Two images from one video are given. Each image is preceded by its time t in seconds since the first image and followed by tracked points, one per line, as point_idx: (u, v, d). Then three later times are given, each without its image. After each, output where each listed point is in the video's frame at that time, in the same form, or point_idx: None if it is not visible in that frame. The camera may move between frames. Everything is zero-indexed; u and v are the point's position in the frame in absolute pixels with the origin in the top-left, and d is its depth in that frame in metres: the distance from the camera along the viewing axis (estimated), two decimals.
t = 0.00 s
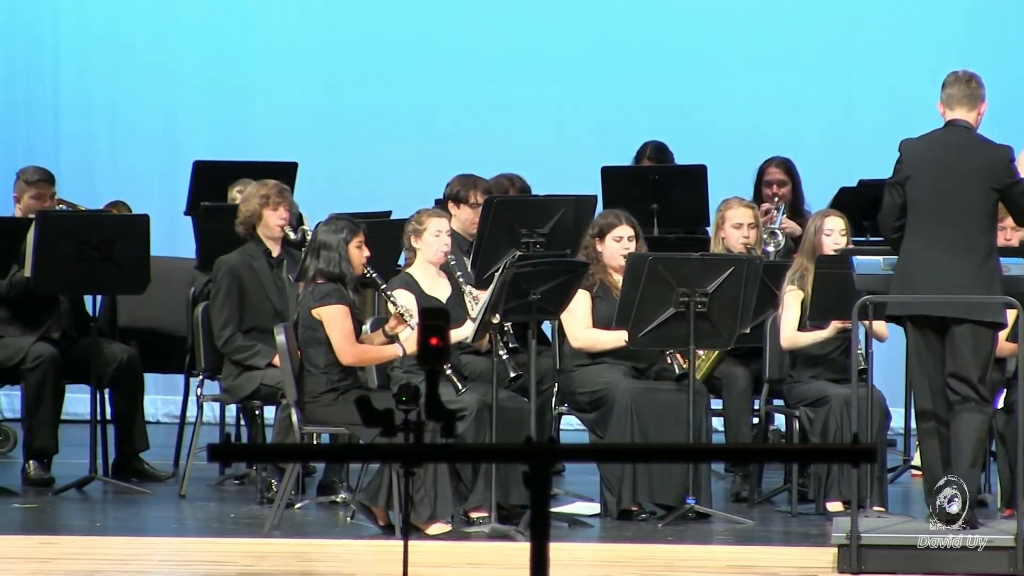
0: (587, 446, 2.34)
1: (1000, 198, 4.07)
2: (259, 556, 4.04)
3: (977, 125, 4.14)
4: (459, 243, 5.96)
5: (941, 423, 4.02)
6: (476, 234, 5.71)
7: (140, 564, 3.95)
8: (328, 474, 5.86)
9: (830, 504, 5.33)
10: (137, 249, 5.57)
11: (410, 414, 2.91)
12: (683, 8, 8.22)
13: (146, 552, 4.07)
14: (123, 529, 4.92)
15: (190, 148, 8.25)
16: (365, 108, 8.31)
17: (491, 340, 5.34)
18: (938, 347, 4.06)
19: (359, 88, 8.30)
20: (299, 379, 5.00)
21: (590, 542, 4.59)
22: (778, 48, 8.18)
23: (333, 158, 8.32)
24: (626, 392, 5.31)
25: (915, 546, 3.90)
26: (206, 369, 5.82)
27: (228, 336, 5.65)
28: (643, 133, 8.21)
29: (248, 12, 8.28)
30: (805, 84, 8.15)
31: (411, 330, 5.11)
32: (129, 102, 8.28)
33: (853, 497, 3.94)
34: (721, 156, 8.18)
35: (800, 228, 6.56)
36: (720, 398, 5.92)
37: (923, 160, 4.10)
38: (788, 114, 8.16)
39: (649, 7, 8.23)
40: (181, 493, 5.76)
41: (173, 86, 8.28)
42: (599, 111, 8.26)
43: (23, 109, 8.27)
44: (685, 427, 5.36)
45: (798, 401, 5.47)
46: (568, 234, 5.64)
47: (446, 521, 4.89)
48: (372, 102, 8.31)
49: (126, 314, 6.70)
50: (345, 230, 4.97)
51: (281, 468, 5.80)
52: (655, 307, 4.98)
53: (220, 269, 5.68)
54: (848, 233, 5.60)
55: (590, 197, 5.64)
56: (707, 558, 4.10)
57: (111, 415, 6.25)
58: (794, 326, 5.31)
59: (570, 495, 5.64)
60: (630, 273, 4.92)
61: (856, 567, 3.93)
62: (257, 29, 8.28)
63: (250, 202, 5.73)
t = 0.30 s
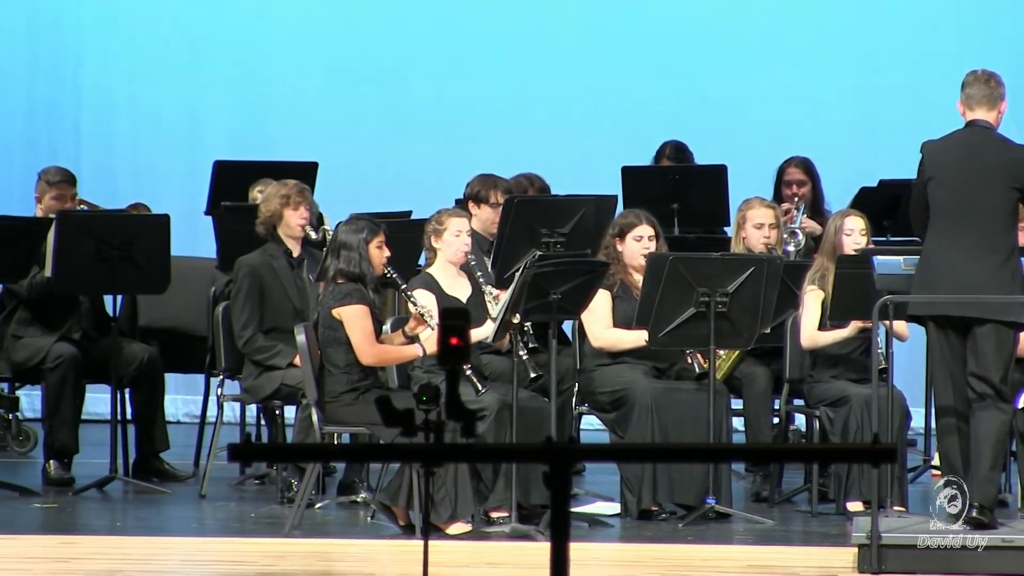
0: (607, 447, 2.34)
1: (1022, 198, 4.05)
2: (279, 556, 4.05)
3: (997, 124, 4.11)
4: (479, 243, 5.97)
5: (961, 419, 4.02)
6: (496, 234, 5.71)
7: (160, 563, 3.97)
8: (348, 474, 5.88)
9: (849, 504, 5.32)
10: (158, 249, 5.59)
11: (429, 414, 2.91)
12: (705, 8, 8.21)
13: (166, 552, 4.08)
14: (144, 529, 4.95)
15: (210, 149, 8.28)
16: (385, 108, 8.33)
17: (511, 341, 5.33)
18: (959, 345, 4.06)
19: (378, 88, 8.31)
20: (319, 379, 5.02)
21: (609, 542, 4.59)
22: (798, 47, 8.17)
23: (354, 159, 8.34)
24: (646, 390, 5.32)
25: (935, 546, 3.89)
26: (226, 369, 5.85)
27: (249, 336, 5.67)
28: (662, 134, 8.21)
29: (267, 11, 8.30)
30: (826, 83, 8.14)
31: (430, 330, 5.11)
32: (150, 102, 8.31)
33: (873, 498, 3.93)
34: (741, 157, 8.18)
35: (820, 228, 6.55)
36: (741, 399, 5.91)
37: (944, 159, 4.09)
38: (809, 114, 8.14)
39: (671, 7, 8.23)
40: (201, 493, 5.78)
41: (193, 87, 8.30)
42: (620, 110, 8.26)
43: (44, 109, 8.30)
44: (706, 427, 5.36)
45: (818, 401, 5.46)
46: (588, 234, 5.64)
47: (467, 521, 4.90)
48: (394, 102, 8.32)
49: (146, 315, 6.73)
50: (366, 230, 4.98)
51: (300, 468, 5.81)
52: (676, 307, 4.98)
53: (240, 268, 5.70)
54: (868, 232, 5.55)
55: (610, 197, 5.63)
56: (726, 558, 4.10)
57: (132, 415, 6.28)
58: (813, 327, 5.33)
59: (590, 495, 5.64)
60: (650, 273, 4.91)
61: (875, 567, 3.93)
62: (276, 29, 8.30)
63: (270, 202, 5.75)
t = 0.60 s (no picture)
0: (626, 446, 2.34)
1: None
2: (298, 556, 4.06)
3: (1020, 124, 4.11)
4: (498, 243, 5.98)
5: (980, 419, 4.03)
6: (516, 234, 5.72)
7: (179, 563, 3.98)
8: (367, 473, 5.89)
9: (869, 504, 5.31)
10: (177, 249, 5.62)
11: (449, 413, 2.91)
12: (725, 7, 8.21)
13: (185, 552, 4.10)
14: (163, 529, 4.97)
15: (229, 149, 8.31)
16: (402, 108, 8.34)
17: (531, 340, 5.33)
18: (978, 346, 4.05)
19: (394, 88, 8.33)
20: (338, 379, 5.04)
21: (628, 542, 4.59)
22: (810, 47, 8.16)
23: (373, 159, 8.36)
24: (664, 390, 5.32)
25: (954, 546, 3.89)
26: (246, 368, 5.87)
27: (268, 335, 5.69)
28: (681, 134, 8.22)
29: (283, 12, 8.32)
30: (846, 83, 8.13)
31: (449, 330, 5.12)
32: (169, 102, 8.34)
33: (892, 497, 3.92)
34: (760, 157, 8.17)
35: (839, 227, 6.54)
36: (760, 399, 5.91)
37: (965, 159, 4.08)
38: (829, 114, 8.14)
39: (691, 7, 8.23)
40: (220, 493, 5.80)
41: (211, 87, 8.33)
42: (637, 110, 8.26)
43: (63, 110, 8.33)
44: (725, 427, 5.36)
45: (837, 401, 5.45)
46: (607, 234, 5.64)
47: (486, 521, 4.91)
48: (413, 102, 8.34)
49: (165, 314, 6.75)
50: (384, 229, 5.00)
51: (320, 467, 5.83)
52: (695, 307, 4.98)
53: (260, 268, 5.72)
54: (887, 232, 5.57)
55: (629, 197, 5.64)
56: (744, 557, 4.10)
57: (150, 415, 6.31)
58: (834, 327, 5.30)
59: (609, 495, 5.64)
60: (669, 273, 4.91)
61: (894, 567, 3.91)
62: (292, 29, 8.32)
63: (290, 202, 5.77)
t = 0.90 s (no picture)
0: (645, 446, 2.34)
1: None
2: (317, 556, 4.07)
3: None
4: (516, 242, 5.99)
5: (998, 418, 4.02)
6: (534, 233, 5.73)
7: (198, 563, 3.99)
8: (385, 473, 5.91)
9: (887, 504, 5.31)
10: (195, 249, 5.65)
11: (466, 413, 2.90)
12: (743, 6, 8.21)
13: (203, 552, 4.11)
14: (181, 529, 4.99)
15: (247, 149, 8.34)
16: (417, 108, 8.36)
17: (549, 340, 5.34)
18: (997, 346, 4.04)
19: (409, 88, 8.35)
20: (356, 379, 5.05)
21: (647, 542, 4.59)
22: (817, 47, 8.17)
23: (392, 159, 8.38)
24: (682, 390, 5.32)
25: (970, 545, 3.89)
26: (264, 368, 5.88)
27: (285, 335, 5.70)
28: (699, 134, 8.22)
29: (296, 13, 8.35)
30: (865, 82, 8.12)
31: (468, 329, 5.13)
32: (187, 102, 8.36)
33: (910, 497, 3.93)
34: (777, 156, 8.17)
35: (857, 228, 6.53)
36: (777, 399, 5.90)
37: (982, 158, 4.06)
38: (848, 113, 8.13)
39: (709, 6, 8.23)
40: (239, 493, 5.82)
41: (227, 88, 8.36)
42: (653, 109, 8.26)
43: (81, 111, 8.37)
44: (742, 427, 5.36)
45: (855, 401, 5.45)
46: (625, 234, 5.65)
47: (504, 521, 4.92)
48: (431, 102, 8.36)
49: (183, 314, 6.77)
50: (403, 229, 5.02)
51: (338, 468, 5.85)
52: (713, 306, 4.98)
53: (278, 268, 5.74)
54: (906, 232, 5.53)
55: (647, 197, 5.64)
56: (762, 556, 4.08)
57: (169, 415, 6.33)
58: (852, 328, 5.31)
59: (627, 495, 5.64)
60: (687, 273, 4.91)
61: (913, 567, 3.92)
62: (305, 30, 8.34)
63: (307, 201, 5.79)
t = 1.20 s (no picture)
0: (662, 446, 2.34)
1: None
2: (333, 555, 4.08)
3: None
4: (533, 243, 6.00)
5: (1017, 421, 4.00)
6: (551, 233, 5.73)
7: (213, 564, 4.00)
8: (401, 473, 5.93)
9: (904, 504, 5.33)
10: (211, 249, 5.65)
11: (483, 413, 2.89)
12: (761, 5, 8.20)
13: (220, 551, 4.13)
14: (198, 529, 5.01)
15: (264, 149, 8.36)
16: (431, 109, 8.38)
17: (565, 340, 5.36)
18: (1018, 347, 4.04)
19: (424, 89, 8.36)
20: (373, 379, 5.07)
21: (663, 542, 4.59)
22: (829, 48, 8.17)
23: (408, 159, 8.39)
24: (699, 390, 5.32)
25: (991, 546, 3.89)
26: (281, 367, 5.90)
27: (302, 335, 5.72)
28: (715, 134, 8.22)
29: (309, 14, 8.37)
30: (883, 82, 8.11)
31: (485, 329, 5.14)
32: (204, 102, 8.39)
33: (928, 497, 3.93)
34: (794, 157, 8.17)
35: (874, 228, 6.52)
36: (794, 399, 5.89)
37: (997, 159, 4.07)
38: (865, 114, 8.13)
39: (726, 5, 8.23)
40: (256, 493, 5.83)
41: (243, 89, 8.38)
42: (667, 110, 8.27)
43: (98, 112, 8.40)
44: (759, 427, 5.36)
45: (872, 401, 5.44)
46: (642, 234, 5.64)
47: (521, 520, 4.93)
48: (449, 102, 8.37)
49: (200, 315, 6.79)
50: (419, 229, 5.03)
51: (355, 468, 5.87)
52: (730, 306, 4.97)
53: (294, 268, 5.76)
54: (922, 233, 5.53)
55: (664, 197, 5.63)
56: (780, 556, 4.08)
57: (185, 415, 6.35)
58: (868, 327, 5.29)
59: (644, 495, 5.64)
60: (704, 273, 4.91)
61: (930, 567, 3.91)
62: (317, 31, 8.36)
63: (323, 202, 5.81)
